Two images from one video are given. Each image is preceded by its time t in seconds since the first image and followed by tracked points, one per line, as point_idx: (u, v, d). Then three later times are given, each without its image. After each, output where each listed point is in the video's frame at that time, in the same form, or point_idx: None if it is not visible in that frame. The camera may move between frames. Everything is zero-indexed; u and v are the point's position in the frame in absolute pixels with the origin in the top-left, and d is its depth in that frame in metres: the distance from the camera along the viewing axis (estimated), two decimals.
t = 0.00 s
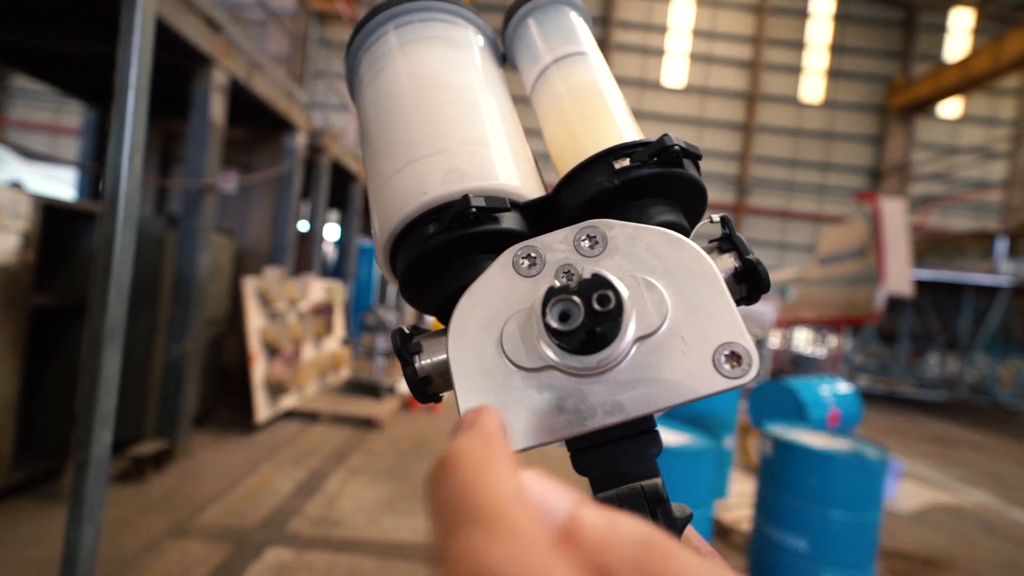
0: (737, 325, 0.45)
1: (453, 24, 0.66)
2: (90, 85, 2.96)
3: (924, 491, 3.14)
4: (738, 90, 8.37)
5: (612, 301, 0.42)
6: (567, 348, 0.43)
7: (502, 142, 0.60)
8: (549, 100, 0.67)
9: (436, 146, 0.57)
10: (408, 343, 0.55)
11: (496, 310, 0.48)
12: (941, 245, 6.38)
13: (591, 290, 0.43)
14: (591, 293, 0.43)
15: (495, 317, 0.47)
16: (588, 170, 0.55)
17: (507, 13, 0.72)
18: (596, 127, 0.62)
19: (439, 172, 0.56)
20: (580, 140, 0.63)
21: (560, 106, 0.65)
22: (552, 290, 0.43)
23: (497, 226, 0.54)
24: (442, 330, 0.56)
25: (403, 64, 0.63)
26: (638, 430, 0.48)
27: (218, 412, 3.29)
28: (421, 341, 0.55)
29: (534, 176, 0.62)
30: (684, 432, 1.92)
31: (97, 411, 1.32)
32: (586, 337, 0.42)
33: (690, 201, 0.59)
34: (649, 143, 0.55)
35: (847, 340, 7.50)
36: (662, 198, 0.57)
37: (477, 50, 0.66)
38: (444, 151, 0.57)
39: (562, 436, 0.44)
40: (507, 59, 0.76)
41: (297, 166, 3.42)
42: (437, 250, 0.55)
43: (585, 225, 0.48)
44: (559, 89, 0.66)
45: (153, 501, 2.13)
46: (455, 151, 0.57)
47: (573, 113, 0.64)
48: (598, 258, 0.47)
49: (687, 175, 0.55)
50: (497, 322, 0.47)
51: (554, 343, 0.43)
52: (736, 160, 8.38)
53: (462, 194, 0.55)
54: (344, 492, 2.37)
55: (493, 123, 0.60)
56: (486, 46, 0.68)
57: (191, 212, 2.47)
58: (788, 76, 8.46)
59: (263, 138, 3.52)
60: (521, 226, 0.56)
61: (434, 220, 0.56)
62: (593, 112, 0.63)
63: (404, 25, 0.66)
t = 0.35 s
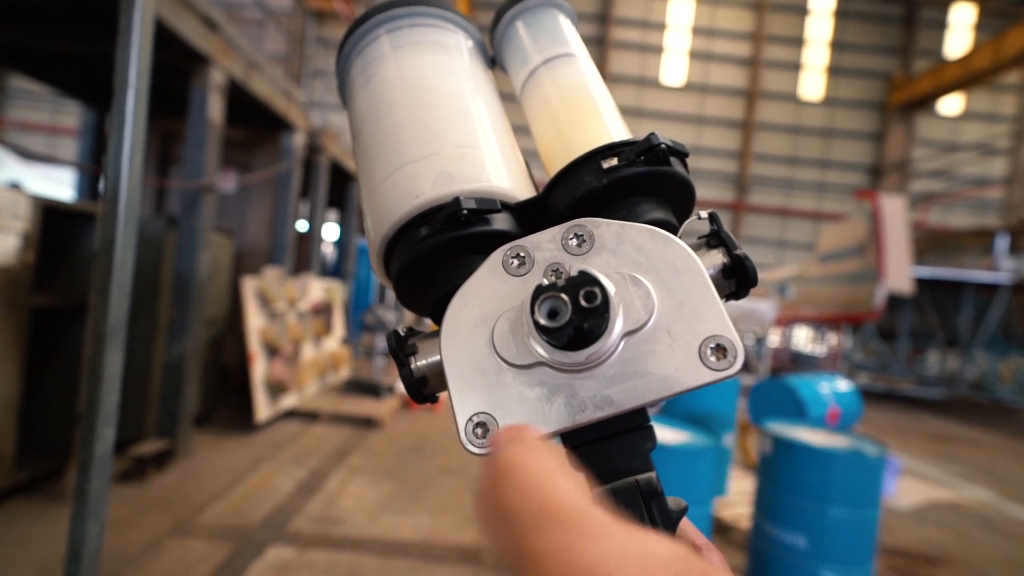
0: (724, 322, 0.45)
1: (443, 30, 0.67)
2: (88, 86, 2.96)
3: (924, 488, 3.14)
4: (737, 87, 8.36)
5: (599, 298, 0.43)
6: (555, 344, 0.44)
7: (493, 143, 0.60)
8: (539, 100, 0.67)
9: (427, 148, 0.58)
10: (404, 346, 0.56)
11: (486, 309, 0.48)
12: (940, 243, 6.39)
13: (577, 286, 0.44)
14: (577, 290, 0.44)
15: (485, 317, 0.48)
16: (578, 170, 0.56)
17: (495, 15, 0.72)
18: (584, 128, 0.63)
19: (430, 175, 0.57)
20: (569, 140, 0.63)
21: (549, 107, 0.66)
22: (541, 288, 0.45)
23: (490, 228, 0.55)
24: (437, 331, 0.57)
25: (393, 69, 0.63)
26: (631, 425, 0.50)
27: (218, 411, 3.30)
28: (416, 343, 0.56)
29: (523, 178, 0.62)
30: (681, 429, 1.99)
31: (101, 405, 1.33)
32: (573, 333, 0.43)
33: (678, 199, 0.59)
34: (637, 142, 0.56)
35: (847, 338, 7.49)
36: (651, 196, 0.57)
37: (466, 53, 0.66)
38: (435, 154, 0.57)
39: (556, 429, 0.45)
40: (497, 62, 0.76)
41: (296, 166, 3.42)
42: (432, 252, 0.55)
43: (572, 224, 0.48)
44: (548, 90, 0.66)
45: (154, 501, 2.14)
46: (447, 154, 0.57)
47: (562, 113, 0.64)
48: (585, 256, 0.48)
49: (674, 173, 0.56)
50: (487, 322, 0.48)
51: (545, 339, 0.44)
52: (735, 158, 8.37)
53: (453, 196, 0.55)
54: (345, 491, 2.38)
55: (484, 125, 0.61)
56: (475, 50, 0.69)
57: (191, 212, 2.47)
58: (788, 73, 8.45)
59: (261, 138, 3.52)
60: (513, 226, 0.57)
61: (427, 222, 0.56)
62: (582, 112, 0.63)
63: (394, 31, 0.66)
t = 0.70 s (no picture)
0: (697, 322, 0.45)
1: (442, 29, 0.66)
2: (87, 83, 2.96)
3: (924, 482, 3.15)
4: (738, 83, 8.36)
5: (573, 303, 0.44)
6: (535, 345, 0.44)
7: (488, 142, 0.60)
8: (537, 98, 0.67)
9: (423, 149, 0.58)
10: (402, 341, 0.57)
11: (471, 310, 0.48)
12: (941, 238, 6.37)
13: (552, 293, 0.45)
14: (553, 295, 0.45)
15: (471, 318, 0.48)
16: (569, 170, 0.56)
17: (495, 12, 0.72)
18: (582, 125, 0.63)
19: (427, 176, 0.57)
20: (567, 137, 0.63)
21: (548, 104, 0.65)
22: (518, 293, 0.46)
23: (483, 227, 0.55)
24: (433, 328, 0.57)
25: (393, 70, 0.63)
26: (625, 419, 0.51)
27: (220, 408, 3.31)
28: (415, 339, 0.56)
29: (522, 175, 0.63)
30: (681, 425, 1.99)
31: (105, 401, 1.33)
32: (550, 337, 0.44)
33: (672, 195, 0.59)
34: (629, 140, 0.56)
35: (848, 334, 7.49)
36: (643, 194, 0.57)
37: (466, 52, 0.66)
38: (431, 155, 0.57)
39: (538, 426, 0.44)
40: (498, 59, 0.75)
41: (296, 162, 3.41)
42: (429, 252, 0.56)
43: (554, 229, 0.48)
44: (547, 87, 0.66)
45: (157, 497, 2.15)
46: (443, 154, 0.57)
47: (561, 110, 0.64)
48: (567, 260, 0.47)
49: (667, 171, 0.56)
50: (473, 323, 0.48)
51: (528, 341, 0.44)
52: (735, 154, 8.37)
53: (448, 197, 0.55)
54: (346, 487, 2.38)
55: (479, 123, 0.61)
56: (477, 49, 0.68)
57: (191, 210, 2.47)
58: (789, 68, 8.44)
59: (261, 135, 3.52)
60: (508, 226, 0.57)
61: (423, 222, 0.56)
62: (579, 109, 0.63)
63: (395, 29, 0.66)
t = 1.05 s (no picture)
0: (690, 324, 0.45)
1: (444, 25, 0.66)
2: (88, 81, 2.96)
3: (926, 480, 3.15)
4: (738, 80, 8.35)
5: (567, 306, 0.45)
6: (529, 348, 0.45)
7: (488, 140, 0.60)
8: (538, 96, 0.67)
9: (424, 147, 0.58)
10: (402, 338, 0.58)
11: (468, 310, 0.48)
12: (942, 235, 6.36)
13: (547, 296, 0.45)
14: (547, 299, 0.45)
15: (467, 318, 0.48)
16: (568, 169, 0.56)
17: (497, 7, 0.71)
18: (581, 123, 0.63)
19: (428, 174, 0.57)
20: (567, 135, 0.63)
21: (549, 102, 0.65)
22: (514, 295, 0.46)
23: (483, 226, 0.55)
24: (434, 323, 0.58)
25: (394, 66, 0.63)
26: (620, 415, 0.52)
27: (221, 406, 3.31)
28: (415, 336, 0.57)
29: (522, 173, 0.63)
30: (680, 422, 2.00)
31: (110, 397, 1.33)
32: (543, 340, 0.45)
33: (670, 195, 0.59)
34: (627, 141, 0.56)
35: (849, 331, 7.49)
36: (642, 193, 0.57)
37: (468, 49, 0.66)
38: (432, 153, 0.57)
39: (533, 425, 0.45)
40: (500, 54, 0.75)
41: (296, 160, 3.41)
42: (428, 249, 0.56)
43: (551, 231, 0.48)
44: (549, 84, 0.66)
45: (160, 495, 2.15)
46: (443, 153, 0.57)
47: (562, 108, 0.64)
48: (563, 263, 0.47)
49: (665, 171, 0.56)
50: (469, 323, 0.48)
51: (524, 343, 0.45)
52: (736, 152, 8.36)
53: (449, 195, 0.55)
54: (347, 485, 2.39)
55: (480, 122, 0.61)
56: (478, 45, 0.68)
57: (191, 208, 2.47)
58: (790, 65, 8.43)
59: (261, 133, 3.52)
60: (508, 224, 0.57)
61: (422, 220, 0.57)
62: (579, 108, 0.63)
63: (397, 24, 0.65)
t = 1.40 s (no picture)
0: (662, 314, 0.44)
1: (428, 30, 0.65)
2: (91, 79, 2.96)
3: (930, 478, 3.14)
4: (742, 77, 8.34)
5: (545, 298, 0.45)
6: (509, 340, 0.45)
7: (474, 140, 0.60)
8: (522, 98, 0.66)
9: (409, 150, 0.58)
10: (393, 336, 0.58)
11: (451, 306, 0.48)
12: (947, 233, 6.33)
13: (526, 288, 0.45)
14: (526, 292, 0.45)
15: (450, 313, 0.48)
16: (551, 169, 0.56)
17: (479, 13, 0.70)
18: (564, 126, 0.62)
19: (414, 176, 0.57)
20: (550, 138, 0.63)
21: (532, 104, 0.64)
22: (495, 289, 0.46)
23: (470, 225, 0.55)
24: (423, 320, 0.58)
25: (380, 73, 0.62)
26: (605, 409, 0.53)
27: (226, 404, 3.32)
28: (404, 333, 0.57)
29: (509, 173, 0.63)
30: (683, 419, 2.00)
31: (119, 392, 1.34)
32: (522, 331, 0.45)
33: (650, 193, 0.59)
34: (606, 140, 0.56)
35: (853, 329, 7.45)
36: (623, 192, 0.58)
37: (453, 53, 0.65)
38: (418, 155, 0.57)
39: (517, 413, 0.45)
40: (484, 58, 0.74)
41: (299, 158, 3.42)
42: (416, 249, 0.56)
43: (530, 226, 0.48)
44: (532, 86, 0.65)
45: (165, 492, 2.16)
46: (429, 154, 0.57)
47: (546, 110, 0.63)
48: (543, 258, 0.47)
49: (644, 169, 0.56)
50: (453, 318, 0.48)
51: (505, 336, 0.45)
52: (739, 149, 8.35)
53: (435, 197, 0.56)
54: (351, 482, 2.40)
55: (465, 123, 0.60)
56: (464, 50, 0.68)
57: (196, 206, 2.48)
58: (793, 62, 8.40)
59: (264, 131, 3.52)
60: (494, 223, 0.57)
61: (410, 222, 0.57)
62: (563, 112, 0.62)
63: (383, 31, 0.65)
